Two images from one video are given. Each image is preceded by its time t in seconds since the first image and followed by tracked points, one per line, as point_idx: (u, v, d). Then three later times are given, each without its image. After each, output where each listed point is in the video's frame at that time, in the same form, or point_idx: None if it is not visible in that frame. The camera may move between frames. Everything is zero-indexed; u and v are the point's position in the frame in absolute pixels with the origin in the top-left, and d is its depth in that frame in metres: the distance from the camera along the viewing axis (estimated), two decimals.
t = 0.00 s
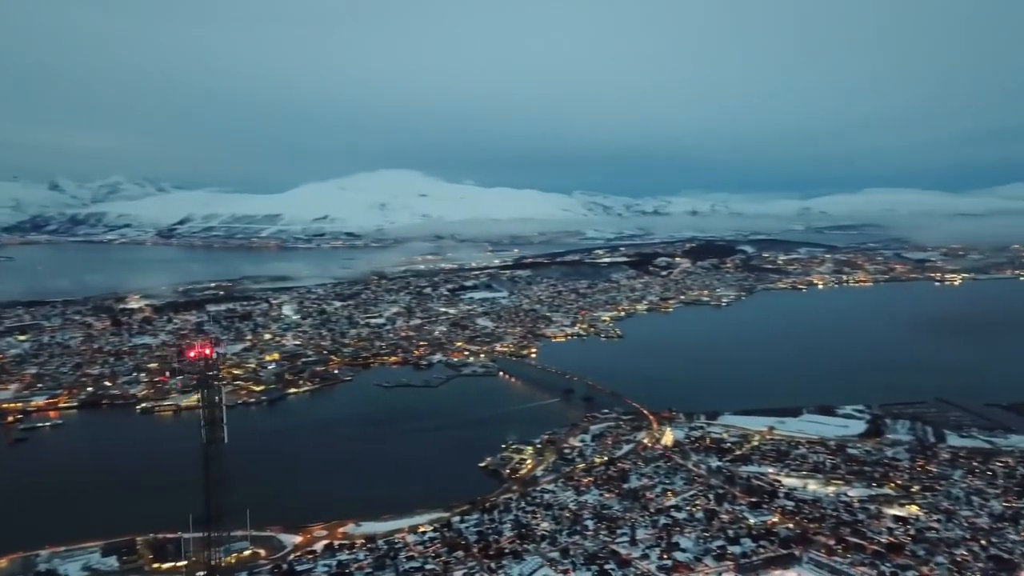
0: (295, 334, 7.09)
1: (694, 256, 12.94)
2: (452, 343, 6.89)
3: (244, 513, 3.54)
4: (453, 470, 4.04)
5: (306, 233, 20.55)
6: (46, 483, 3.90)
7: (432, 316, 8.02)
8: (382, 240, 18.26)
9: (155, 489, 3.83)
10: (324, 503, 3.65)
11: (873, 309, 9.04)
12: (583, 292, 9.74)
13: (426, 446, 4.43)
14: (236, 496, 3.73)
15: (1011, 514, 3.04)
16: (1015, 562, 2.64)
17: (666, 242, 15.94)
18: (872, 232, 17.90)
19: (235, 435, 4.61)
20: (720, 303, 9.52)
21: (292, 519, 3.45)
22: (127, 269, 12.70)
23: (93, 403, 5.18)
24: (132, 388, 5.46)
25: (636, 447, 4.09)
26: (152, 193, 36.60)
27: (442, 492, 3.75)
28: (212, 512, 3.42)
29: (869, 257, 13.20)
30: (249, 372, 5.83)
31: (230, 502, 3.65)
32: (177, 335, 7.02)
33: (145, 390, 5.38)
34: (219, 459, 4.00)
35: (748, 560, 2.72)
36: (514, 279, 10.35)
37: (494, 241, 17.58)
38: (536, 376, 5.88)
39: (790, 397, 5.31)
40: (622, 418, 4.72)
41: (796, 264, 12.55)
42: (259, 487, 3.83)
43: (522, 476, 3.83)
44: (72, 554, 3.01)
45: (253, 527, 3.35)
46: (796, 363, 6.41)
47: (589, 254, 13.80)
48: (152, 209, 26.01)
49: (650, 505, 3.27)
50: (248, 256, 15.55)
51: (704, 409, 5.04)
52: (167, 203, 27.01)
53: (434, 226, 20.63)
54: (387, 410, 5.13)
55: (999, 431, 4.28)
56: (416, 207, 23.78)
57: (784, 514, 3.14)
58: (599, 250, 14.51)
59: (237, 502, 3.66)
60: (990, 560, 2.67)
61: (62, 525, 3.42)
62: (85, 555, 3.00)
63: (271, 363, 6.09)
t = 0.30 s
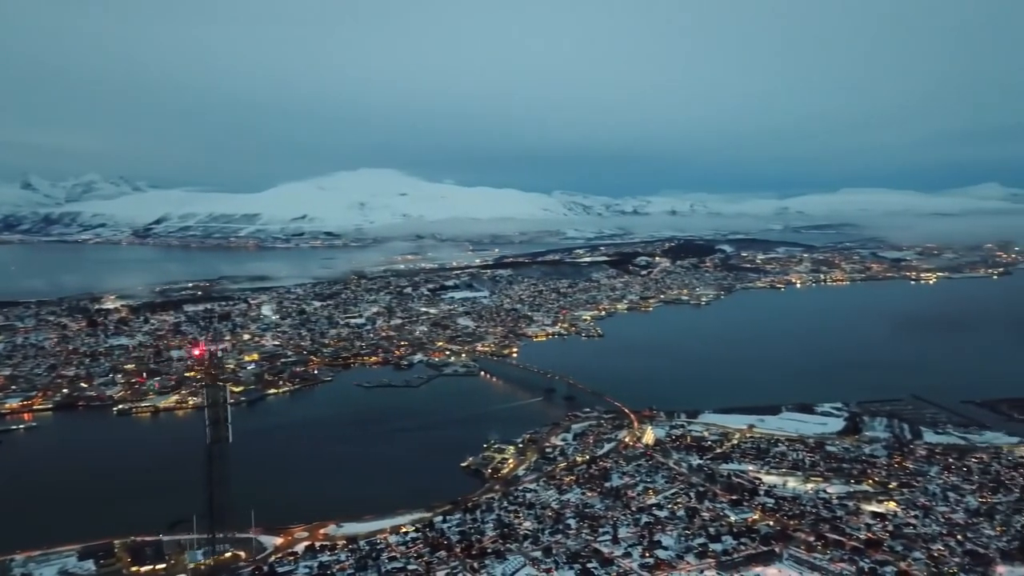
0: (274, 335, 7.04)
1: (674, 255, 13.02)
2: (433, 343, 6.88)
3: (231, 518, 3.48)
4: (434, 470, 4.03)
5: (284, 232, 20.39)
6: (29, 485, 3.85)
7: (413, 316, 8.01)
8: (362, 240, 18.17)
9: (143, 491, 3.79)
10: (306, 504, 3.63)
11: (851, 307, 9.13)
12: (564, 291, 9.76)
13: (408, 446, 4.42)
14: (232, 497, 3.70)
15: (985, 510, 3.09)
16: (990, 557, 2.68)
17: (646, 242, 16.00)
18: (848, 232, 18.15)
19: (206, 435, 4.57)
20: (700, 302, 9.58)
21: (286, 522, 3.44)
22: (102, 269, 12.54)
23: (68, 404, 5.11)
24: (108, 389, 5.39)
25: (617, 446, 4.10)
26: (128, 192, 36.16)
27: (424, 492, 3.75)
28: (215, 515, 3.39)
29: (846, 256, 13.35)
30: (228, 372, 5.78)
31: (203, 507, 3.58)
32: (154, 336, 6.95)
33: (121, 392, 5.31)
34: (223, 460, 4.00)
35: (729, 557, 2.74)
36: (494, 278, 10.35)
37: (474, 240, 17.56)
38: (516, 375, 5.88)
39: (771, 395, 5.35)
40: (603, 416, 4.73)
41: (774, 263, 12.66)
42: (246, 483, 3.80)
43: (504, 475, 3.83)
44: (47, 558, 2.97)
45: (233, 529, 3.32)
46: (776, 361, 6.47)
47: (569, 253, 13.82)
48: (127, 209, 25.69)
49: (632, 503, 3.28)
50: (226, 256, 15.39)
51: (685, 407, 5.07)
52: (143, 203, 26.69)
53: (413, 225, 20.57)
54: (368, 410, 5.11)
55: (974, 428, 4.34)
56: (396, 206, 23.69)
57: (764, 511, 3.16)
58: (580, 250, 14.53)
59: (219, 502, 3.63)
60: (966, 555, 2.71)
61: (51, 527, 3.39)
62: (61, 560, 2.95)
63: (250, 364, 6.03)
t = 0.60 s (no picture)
0: (261, 334, 7.00)
1: (661, 255, 13.04)
2: (421, 342, 6.86)
3: (219, 518, 3.47)
4: (423, 470, 4.03)
5: (271, 232, 20.26)
6: (13, 486, 3.82)
7: (401, 316, 7.98)
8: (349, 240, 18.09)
9: (132, 491, 3.77)
10: (294, 504, 3.61)
11: (837, 307, 9.18)
12: (552, 291, 9.76)
13: (396, 445, 4.41)
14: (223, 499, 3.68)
15: (970, 507, 3.12)
16: (975, 554, 2.70)
17: (634, 241, 16.02)
18: (833, 232, 18.23)
19: (193, 437, 4.54)
20: (687, 301, 9.61)
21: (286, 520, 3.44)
22: (86, 269, 12.41)
23: (52, 405, 5.07)
24: (93, 390, 5.34)
25: (606, 445, 4.11)
26: (112, 192, 35.85)
27: (413, 492, 3.74)
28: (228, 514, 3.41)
29: (832, 256, 13.42)
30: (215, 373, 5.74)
31: (189, 509, 3.56)
32: (140, 336, 6.90)
33: (107, 392, 5.27)
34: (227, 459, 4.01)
35: (717, 556, 2.75)
36: (482, 278, 10.33)
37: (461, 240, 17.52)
38: (505, 375, 5.88)
39: (759, 394, 5.37)
40: (592, 416, 4.74)
41: (760, 263, 12.71)
42: (237, 485, 3.79)
43: (493, 475, 3.83)
44: (32, 560, 2.94)
45: (220, 530, 3.30)
46: (764, 360, 6.49)
47: (557, 253, 13.81)
48: (111, 208, 25.44)
49: (621, 502, 3.29)
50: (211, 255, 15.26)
51: (673, 406, 5.08)
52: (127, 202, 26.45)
53: (401, 224, 20.49)
54: (356, 410, 5.10)
55: (958, 426, 4.38)
56: (384, 206, 23.61)
57: (752, 510, 3.17)
58: (567, 249, 14.52)
59: (206, 504, 3.61)
60: (952, 552, 2.74)
61: (36, 528, 3.36)
62: (46, 562, 2.93)
63: (236, 364, 6.00)
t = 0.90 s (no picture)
0: (248, 335, 6.97)
1: (649, 255, 13.07)
2: (409, 342, 6.85)
3: (206, 519, 3.45)
4: (412, 470, 4.02)
5: (258, 231, 20.16)
6: None
7: (389, 316, 7.97)
8: (336, 239, 18.03)
9: (121, 493, 3.74)
10: (282, 506, 3.59)
11: (824, 306, 9.25)
12: (540, 290, 9.77)
13: (385, 446, 4.40)
14: (210, 500, 3.66)
15: (956, 505, 3.14)
16: (962, 551, 2.72)
17: (622, 241, 16.06)
18: (819, 232, 18.34)
19: (180, 438, 4.52)
20: (675, 301, 9.65)
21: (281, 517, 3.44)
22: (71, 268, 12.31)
23: (37, 406, 5.03)
24: (78, 390, 5.30)
25: (595, 444, 4.11)
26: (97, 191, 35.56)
27: (401, 492, 3.73)
28: (242, 510, 3.43)
29: (818, 256, 13.50)
30: (202, 373, 5.71)
31: (176, 510, 3.54)
32: (126, 336, 6.85)
33: (92, 393, 5.23)
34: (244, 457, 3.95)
35: (706, 555, 2.76)
36: (471, 278, 10.32)
37: (449, 240, 17.50)
38: (495, 374, 5.88)
39: (746, 392, 5.41)
40: (581, 415, 4.74)
41: (747, 262, 12.77)
42: (225, 488, 3.77)
43: (482, 475, 3.83)
44: (17, 563, 2.91)
45: (207, 532, 3.28)
46: (752, 359, 6.53)
47: (546, 252, 13.82)
48: (95, 208, 25.24)
49: (610, 501, 3.29)
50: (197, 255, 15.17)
51: (661, 405, 5.11)
52: (113, 202, 26.25)
53: (389, 224, 20.46)
54: (345, 410, 5.08)
55: (944, 425, 4.42)
56: (371, 205, 23.56)
57: (741, 509, 3.19)
58: (555, 249, 14.54)
59: (194, 506, 3.59)
60: (938, 549, 2.76)
61: (21, 530, 3.33)
62: (31, 564, 2.90)
63: (224, 364, 5.97)
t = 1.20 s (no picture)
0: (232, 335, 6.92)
1: (634, 255, 13.09)
2: (395, 342, 6.83)
3: (190, 521, 3.41)
4: (397, 471, 4.00)
5: (241, 231, 20.03)
6: None
7: (375, 316, 7.94)
8: (320, 239, 17.95)
9: (114, 494, 3.72)
10: (267, 507, 3.56)
11: (807, 306, 9.32)
12: (526, 290, 9.77)
13: (371, 446, 4.38)
14: (194, 502, 3.62)
15: (938, 502, 3.17)
16: (943, 548, 2.75)
17: (607, 241, 16.10)
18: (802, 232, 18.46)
19: (163, 440, 4.48)
20: (660, 300, 9.68)
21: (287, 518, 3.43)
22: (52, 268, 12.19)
23: (18, 408, 4.97)
24: (59, 392, 5.24)
25: (581, 444, 4.12)
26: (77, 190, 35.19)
27: (387, 493, 3.72)
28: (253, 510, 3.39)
29: (802, 255, 13.58)
30: (185, 374, 5.66)
31: (160, 512, 3.51)
32: (108, 337, 6.78)
33: (73, 394, 5.18)
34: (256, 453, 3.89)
35: (692, 553, 2.77)
36: (457, 277, 10.31)
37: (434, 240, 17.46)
38: (481, 374, 5.88)
39: (730, 391, 5.44)
40: (567, 415, 4.75)
41: (732, 262, 12.82)
42: (209, 491, 3.73)
43: (468, 475, 3.83)
44: None
45: (192, 534, 3.26)
46: (736, 358, 6.57)
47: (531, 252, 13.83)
48: (76, 207, 24.98)
49: (596, 501, 3.30)
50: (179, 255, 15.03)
51: (647, 404, 5.13)
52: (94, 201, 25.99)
53: (373, 224, 20.39)
54: (330, 411, 5.06)
55: (926, 423, 4.45)
56: (356, 205, 23.48)
57: (726, 507, 3.20)
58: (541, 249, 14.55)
59: (178, 508, 3.55)
60: (921, 546, 2.78)
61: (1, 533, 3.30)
62: (12, 568, 2.86)
63: (207, 365, 5.93)
